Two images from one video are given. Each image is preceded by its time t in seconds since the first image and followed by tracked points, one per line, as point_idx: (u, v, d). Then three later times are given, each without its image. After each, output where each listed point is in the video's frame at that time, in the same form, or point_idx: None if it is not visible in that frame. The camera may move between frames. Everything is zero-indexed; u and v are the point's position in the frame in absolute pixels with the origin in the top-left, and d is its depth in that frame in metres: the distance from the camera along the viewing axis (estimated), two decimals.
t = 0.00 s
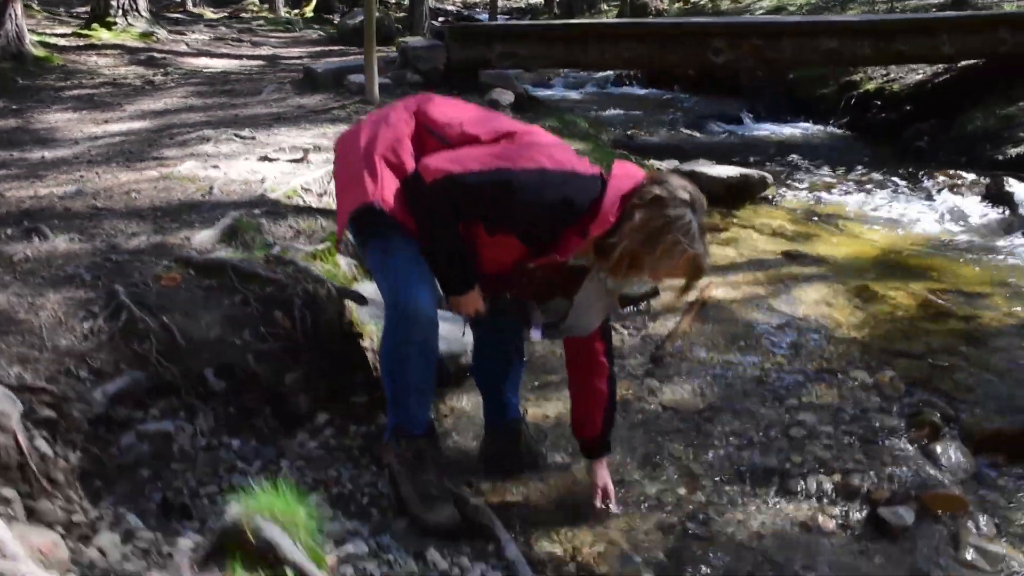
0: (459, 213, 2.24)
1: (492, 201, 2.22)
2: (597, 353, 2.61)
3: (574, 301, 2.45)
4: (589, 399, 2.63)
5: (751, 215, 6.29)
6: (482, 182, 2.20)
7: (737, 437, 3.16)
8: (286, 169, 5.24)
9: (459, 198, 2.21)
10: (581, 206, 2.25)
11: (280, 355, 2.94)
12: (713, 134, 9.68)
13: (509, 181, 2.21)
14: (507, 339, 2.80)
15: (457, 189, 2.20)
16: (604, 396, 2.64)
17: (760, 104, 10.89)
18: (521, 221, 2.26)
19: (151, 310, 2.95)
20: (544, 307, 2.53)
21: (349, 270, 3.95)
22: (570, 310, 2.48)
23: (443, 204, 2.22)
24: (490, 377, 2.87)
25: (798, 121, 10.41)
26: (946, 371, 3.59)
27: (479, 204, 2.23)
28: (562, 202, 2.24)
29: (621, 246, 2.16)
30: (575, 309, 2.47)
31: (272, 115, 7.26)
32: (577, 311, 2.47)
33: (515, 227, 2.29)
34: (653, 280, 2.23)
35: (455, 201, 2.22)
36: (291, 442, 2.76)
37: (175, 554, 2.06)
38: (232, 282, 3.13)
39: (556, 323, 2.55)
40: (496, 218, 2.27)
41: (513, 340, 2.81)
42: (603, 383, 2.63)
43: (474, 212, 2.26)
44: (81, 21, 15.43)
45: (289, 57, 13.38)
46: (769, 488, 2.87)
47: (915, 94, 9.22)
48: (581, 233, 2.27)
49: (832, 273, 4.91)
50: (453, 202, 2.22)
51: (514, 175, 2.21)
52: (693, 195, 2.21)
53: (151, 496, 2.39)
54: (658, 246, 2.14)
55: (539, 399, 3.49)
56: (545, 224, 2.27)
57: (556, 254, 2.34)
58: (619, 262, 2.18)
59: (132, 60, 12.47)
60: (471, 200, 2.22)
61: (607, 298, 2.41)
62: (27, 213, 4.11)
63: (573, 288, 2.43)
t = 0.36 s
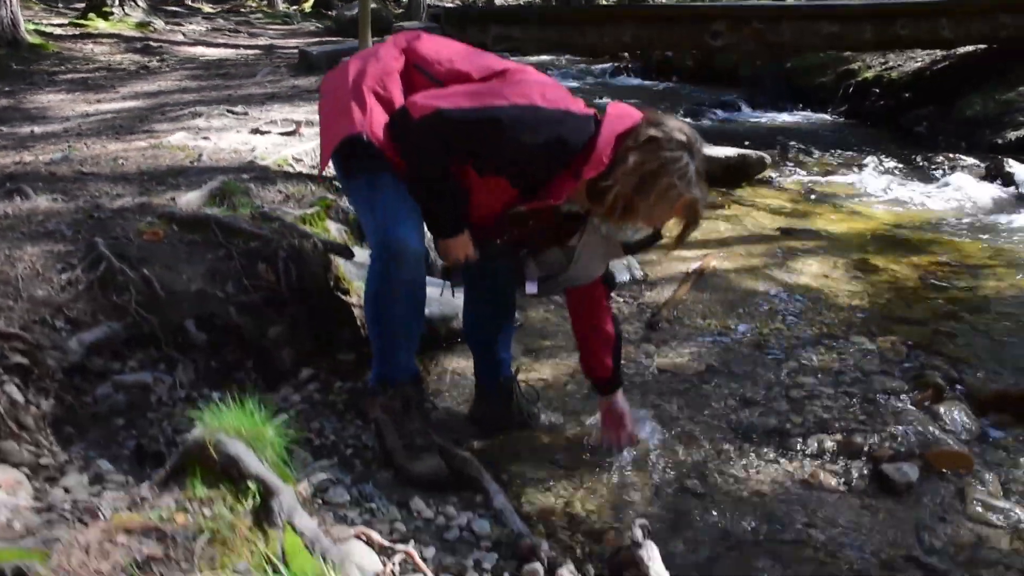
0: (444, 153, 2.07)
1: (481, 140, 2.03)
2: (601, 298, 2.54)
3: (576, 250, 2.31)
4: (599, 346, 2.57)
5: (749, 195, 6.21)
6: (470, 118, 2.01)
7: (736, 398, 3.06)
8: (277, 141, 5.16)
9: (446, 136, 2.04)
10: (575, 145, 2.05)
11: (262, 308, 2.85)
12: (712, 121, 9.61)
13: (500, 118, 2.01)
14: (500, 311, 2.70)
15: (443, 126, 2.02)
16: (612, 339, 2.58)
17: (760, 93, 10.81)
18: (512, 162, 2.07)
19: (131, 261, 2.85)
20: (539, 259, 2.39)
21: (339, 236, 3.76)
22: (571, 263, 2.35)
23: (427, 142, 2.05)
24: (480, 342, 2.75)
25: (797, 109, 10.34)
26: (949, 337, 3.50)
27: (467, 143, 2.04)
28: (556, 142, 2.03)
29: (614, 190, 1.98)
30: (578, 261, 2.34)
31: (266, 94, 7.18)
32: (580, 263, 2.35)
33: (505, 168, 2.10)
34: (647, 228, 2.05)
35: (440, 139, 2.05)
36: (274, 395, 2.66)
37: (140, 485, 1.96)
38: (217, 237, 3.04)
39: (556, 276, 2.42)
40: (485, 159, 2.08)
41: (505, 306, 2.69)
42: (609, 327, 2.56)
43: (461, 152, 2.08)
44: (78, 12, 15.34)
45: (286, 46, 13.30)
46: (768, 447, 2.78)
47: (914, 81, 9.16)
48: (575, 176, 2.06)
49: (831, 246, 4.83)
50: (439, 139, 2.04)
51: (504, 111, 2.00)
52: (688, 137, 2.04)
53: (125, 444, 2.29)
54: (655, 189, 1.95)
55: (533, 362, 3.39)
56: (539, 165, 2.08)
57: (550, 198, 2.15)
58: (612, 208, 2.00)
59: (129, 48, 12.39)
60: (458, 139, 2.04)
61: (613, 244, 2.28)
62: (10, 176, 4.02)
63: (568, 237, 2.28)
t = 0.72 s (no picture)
0: (440, 115, 1.98)
1: (478, 102, 1.96)
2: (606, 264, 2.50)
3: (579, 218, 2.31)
4: (604, 312, 2.52)
5: (748, 184, 6.16)
6: (467, 79, 1.94)
7: (735, 377, 3.00)
8: (272, 126, 5.12)
9: (444, 97, 1.96)
10: (573, 107, 1.98)
11: (251, 281, 2.79)
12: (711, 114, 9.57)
13: (498, 78, 1.94)
14: (499, 281, 2.59)
15: (439, 87, 1.94)
16: (619, 304, 2.54)
17: (759, 88, 10.77)
18: (510, 124, 2.01)
19: (118, 234, 2.79)
20: (540, 231, 2.40)
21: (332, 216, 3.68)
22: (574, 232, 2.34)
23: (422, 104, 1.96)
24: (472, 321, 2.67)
25: (795, 104, 10.29)
26: (949, 318, 3.45)
27: (463, 105, 1.97)
28: (553, 103, 1.97)
29: (614, 154, 1.95)
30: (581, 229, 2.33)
31: (263, 83, 7.14)
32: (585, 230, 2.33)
33: (504, 130, 2.02)
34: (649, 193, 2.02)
35: (437, 100, 1.96)
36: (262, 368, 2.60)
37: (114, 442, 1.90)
38: (206, 212, 2.98)
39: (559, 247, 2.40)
40: (482, 122, 2.01)
41: (496, 279, 2.58)
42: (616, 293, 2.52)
43: (458, 114, 2.00)
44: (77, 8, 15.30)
45: (285, 41, 13.26)
46: (768, 425, 2.71)
47: (911, 76, 9.14)
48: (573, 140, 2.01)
49: (830, 233, 4.78)
50: (435, 100, 1.96)
51: (501, 72, 1.94)
52: (691, 100, 1.98)
53: (108, 413, 2.22)
54: (655, 153, 1.91)
55: (528, 342, 3.33)
56: (538, 128, 2.02)
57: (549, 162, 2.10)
58: (613, 172, 1.96)
59: (127, 42, 12.34)
60: (454, 100, 1.96)
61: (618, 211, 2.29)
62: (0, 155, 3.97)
63: (569, 207, 2.30)
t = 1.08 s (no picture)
0: (436, 90, 1.95)
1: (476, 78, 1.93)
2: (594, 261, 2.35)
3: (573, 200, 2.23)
4: (584, 314, 2.36)
5: (748, 177, 6.12)
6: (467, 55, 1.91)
7: (737, 367, 2.96)
8: (268, 117, 5.07)
9: (441, 73, 1.92)
10: (572, 81, 1.93)
11: (245, 268, 2.74)
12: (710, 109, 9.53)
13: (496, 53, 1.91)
14: (499, 268, 2.58)
15: (438, 62, 1.91)
16: (602, 312, 2.37)
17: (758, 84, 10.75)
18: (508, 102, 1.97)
19: (109, 221, 2.74)
20: (536, 216, 2.33)
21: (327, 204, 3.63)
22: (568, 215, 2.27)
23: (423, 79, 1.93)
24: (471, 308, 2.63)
25: (795, 99, 10.26)
26: (953, 307, 3.43)
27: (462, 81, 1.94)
28: (552, 76, 1.92)
29: (612, 127, 1.86)
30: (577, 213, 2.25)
31: (259, 77, 7.10)
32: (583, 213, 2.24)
33: (502, 106, 1.98)
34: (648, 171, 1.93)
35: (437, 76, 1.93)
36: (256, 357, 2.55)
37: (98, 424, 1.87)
38: (199, 200, 2.94)
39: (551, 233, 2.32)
40: (478, 98, 1.97)
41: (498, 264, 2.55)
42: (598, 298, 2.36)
43: (455, 89, 1.95)
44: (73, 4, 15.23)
45: (282, 37, 13.21)
46: (771, 416, 2.67)
47: (913, 70, 9.14)
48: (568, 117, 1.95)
49: (832, 224, 4.75)
50: (431, 75, 1.92)
51: (500, 44, 1.90)
52: (695, 76, 1.88)
53: (97, 400, 2.17)
54: (655, 127, 1.82)
55: (526, 332, 3.29)
56: (536, 105, 1.97)
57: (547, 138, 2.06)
58: (611, 145, 1.88)
59: (123, 38, 12.28)
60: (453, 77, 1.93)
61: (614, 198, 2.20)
62: None
63: (560, 186, 2.22)
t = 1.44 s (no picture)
0: (428, 84, 1.92)
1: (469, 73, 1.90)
2: (598, 249, 2.39)
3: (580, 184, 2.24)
4: (591, 302, 2.40)
5: (747, 176, 6.10)
6: (459, 51, 1.88)
7: (737, 367, 2.94)
8: (265, 114, 5.05)
9: (433, 70, 1.90)
10: (565, 71, 1.91)
11: (240, 265, 2.71)
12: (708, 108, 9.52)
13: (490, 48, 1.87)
14: (494, 264, 2.55)
15: (431, 57, 1.88)
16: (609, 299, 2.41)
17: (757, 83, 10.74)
18: (502, 97, 1.94)
19: (103, 218, 2.72)
20: (533, 208, 2.32)
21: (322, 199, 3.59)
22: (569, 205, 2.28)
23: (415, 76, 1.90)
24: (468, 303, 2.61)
25: (794, 97, 10.24)
26: (955, 306, 3.41)
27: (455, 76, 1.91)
28: (545, 67, 1.90)
29: (607, 118, 1.90)
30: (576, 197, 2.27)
31: (256, 74, 7.08)
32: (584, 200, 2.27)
33: (496, 99, 1.95)
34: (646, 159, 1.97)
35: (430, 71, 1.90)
36: (251, 354, 2.52)
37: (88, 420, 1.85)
38: (193, 196, 2.91)
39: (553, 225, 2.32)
40: (471, 93, 1.94)
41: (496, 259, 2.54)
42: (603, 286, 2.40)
43: (447, 83, 1.93)
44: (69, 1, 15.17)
45: (279, 35, 13.17)
46: (770, 415, 2.65)
47: (915, 69, 9.09)
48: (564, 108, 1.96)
49: (832, 224, 4.73)
50: (422, 70, 1.89)
51: (490, 37, 1.87)
52: (690, 63, 1.92)
53: (90, 397, 2.14)
54: (652, 114, 1.85)
55: (524, 331, 3.27)
56: (531, 99, 1.95)
57: (544, 129, 2.04)
58: (607, 135, 1.92)
59: (120, 34, 12.24)
60: (446, 72, 1.90)
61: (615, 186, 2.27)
62: None
63: (559, 178, 2.25)
